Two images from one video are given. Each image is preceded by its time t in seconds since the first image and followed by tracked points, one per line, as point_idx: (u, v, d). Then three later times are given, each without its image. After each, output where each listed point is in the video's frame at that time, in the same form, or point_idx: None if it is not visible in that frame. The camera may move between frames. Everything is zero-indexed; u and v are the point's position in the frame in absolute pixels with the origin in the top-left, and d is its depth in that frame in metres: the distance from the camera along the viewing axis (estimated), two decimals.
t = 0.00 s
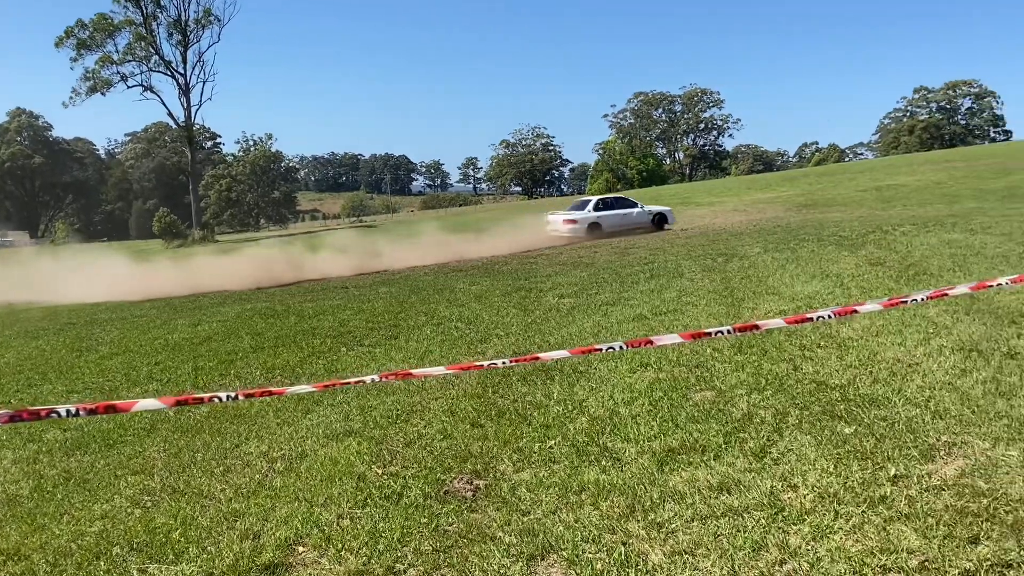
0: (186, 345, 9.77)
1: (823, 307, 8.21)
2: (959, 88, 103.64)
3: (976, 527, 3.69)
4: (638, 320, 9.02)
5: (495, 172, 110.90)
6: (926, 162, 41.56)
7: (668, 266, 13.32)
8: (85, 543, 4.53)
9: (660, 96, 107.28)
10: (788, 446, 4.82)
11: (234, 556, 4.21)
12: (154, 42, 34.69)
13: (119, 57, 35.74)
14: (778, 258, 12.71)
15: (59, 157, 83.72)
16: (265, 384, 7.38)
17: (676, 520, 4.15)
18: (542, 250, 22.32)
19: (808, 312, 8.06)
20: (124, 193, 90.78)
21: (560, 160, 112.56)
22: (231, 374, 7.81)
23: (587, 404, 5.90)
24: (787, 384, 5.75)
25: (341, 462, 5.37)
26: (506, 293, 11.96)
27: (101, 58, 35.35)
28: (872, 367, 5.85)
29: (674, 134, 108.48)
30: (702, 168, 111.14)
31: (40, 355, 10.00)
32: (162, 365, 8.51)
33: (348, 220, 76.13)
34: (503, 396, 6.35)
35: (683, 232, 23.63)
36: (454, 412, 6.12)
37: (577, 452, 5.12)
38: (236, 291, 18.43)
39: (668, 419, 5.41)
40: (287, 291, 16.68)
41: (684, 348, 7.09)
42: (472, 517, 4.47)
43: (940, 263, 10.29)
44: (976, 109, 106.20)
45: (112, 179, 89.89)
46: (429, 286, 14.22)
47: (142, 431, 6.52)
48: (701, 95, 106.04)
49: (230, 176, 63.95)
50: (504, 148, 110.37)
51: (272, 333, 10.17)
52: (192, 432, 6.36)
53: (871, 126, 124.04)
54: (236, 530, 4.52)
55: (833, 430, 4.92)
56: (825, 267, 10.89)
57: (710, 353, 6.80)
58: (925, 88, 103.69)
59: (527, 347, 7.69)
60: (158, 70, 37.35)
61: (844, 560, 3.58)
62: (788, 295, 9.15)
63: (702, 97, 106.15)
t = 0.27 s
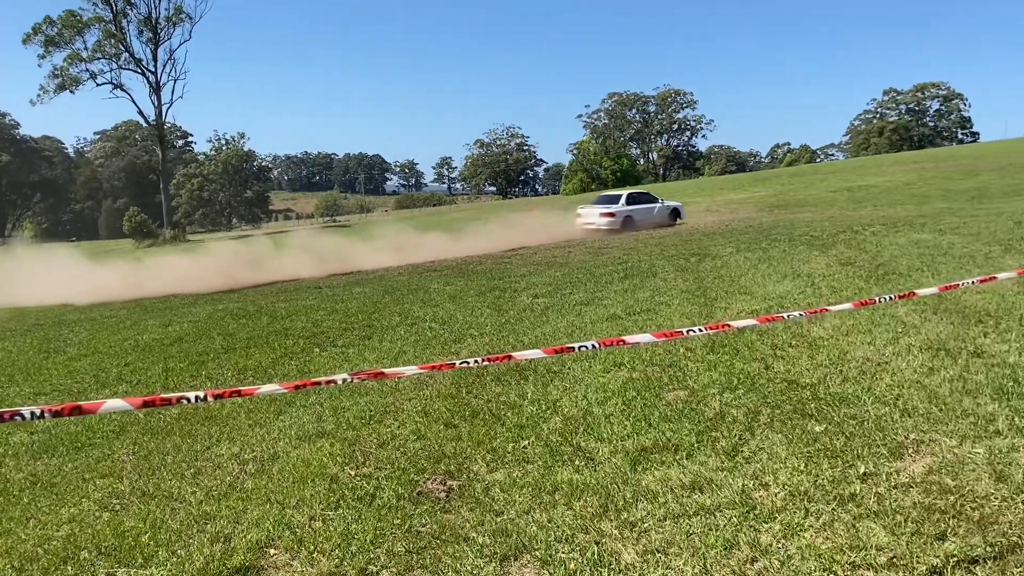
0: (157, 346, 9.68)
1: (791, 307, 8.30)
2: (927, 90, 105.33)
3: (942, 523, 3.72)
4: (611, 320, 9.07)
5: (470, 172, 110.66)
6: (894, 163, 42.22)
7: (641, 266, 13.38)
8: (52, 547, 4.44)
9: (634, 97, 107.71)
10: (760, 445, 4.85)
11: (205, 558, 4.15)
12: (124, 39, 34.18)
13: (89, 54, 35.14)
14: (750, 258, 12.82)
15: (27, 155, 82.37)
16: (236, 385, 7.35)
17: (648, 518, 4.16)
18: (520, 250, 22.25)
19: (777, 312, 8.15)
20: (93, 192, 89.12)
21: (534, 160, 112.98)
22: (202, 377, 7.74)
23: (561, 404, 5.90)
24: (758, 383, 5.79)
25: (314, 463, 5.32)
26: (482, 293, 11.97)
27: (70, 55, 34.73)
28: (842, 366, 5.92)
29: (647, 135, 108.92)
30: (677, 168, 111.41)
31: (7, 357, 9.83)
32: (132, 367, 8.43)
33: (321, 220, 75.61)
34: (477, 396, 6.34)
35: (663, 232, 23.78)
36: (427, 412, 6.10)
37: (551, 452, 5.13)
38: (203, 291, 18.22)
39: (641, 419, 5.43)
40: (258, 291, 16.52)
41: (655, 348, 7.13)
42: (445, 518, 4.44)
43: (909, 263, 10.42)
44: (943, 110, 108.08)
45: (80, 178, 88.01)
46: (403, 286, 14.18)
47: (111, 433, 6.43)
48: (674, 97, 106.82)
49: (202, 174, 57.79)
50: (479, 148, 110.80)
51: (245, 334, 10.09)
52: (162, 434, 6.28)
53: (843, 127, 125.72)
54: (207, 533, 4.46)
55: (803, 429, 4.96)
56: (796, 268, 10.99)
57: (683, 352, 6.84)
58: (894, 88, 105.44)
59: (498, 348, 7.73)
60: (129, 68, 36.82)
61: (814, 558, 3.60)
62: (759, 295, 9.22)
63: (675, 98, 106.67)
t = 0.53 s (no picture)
0: (132, 347, 9.59)
1: (768, 307, 8.37)
2: (903, 93, 106.44)
3: (917, 521, 3.74)
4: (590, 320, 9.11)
5: (449, 173, 110.32)
6: (870, 165, 42.69)
7: (621, 267, 13.41)
8: (25, 552, 4.36)
9: (613, 98, 107.59)
10: (737, 444, 4.87)
11: (180, 562, 4.10)
12: (99, 37, 33.84)
13: (64, 53, 34.71)
14: (728, 259, 12.89)
15: None
16: (214, 387, 7.30)
17: (627, 518, 4.16)
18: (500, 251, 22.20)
19: (753, 312, 8.22)
20: (67, 191, 87.75)
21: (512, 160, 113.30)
22: (179, 378, 7.68)
23: (540, 405, 5.91)
24: (736, 382, 5.83)
25: (291, 465, 5.29)
26: (462, 294, 11.97)
27: (45, 53, 34.29)
28: (818, 366, 5.97)
29: (627, 136, 109.39)
30: (655, 171, 111.71)
31: None
32: (107, 368, 8.35)
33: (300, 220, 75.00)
34: (456, 397, 6.34)
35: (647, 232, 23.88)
36: (406, 413, 6.08)
37: (530, 452, 5.12)
38: (176, 293, 17.96)
39: (621, 419, 5.44)
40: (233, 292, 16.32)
41: (633, 347, 7.18)
42: (424, 519, 4.41)
43: (884, 264, 10.53)
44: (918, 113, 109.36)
45: (54, 178, 86.64)
46: (382, 286, 14.12)
47: (85, 436, 6.36)
48: (653, 98, 107.16)
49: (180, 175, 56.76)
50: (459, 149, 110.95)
51: (223, 335, 10.02)
52: (137, 436, 6.22)
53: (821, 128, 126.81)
54: (183, 536, 4.41)
55: (780, 428, 4.99)
56: (773, 268, 11.07)
57: (661, 352, 6.88)
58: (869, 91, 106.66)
59: (477, 349, 7.75)
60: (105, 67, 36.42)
61: (791, 556, 3.61)
62: (736, 295, 9.28)
63: (654, 100, 107.13)
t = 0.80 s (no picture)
0: (113, 349, 9.55)
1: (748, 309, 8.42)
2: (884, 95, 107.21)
3: (895, 522, 3.76)
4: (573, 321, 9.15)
5: (433, 174, 110.27)
6: (851, 167, 43.02)
7: (604, 269, 13.45)
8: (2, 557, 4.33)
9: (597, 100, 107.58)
10: (717, 446, 4.89)
11: (159, 567, 4.08)
12: (79, 37, 33.63)
13: (44, 52, 34.42)
14: (711, 260, 12.96)
15: None
16: (195, 389, 7.28)
17: (608, 520, 4.17)
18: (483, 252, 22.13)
19: (733, 315, 8.28)
20: (48, 191, 86.70)
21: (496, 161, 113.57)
22: (160, 381, 7.66)
23: (522, 407, 5.93)
24: (717, 385, 5.87)
25: (272, 468, 5.27)
26: (446, 295, 11.99)
27: (25, 52, 34.01)
28: (798, 368, 6.01)
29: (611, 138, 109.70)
30: (638, 172, 111.38)
31: None
32: (87, 371, 8.31)
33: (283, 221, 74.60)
34: (439, 400, 6.36)
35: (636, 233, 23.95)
36: (388, 416, 6.09)
37: (512, 454, 5.13)
38: (152, 295, 17.74)
39: (602, 421, 5.47)
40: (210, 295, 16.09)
41: (614, 349, 7.22)
42: (405, 523, 4.40)
43: (864, 266, 10.61)
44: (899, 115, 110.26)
45: (35, 178, 85.59)
46: (366, 288, 14.09)
47: (64, 440, 6.32)
48: (636, 100, 107.53)
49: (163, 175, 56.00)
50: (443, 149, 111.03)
51: (205, 336, 9.98)
52: (117, 440, 6.19)
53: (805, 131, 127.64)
54: (162, 540, 4.38)
55: (760, 429, 5.02)
56: (755, 270, 11.13)
57: (643, 354, 6.93)
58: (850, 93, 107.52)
59: (459, 351, 7.77)
60: (86, 67, 36.15)
61: (770, 558, 3.61)
62: (718, 297, 9.32)
63: (637, 101, 107.38)
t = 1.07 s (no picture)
0: (96, 351, 9.49)
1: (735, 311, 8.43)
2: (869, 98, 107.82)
3: (879, 524, 3.76)
4: (560, 323, 9.14)
5: (420, 175, 110.05)
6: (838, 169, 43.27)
7: (591, 270, 13.45)
8: None
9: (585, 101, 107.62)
10: (704, 448, 4.89)
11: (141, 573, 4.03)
12: (64, 36, 33.43)
13: (28, 51, 34.18)
14: (698, 262, 12.97)
15: None
16: (179, 392, 7.24)
17: (594, 523, 4.16)
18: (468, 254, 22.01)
19: (719, 316, 8.30)
20: (31, 192, 85.76)
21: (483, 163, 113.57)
22: (144, 383, 7.61)
23: (509, 409, 5.93)
24: (703, 387, 5.88)
25: (256, 471, 5.24)
26: (433, 296, 11.97)
27: (8, 52, 33.77)
28: (783, 370, 6.03)
29: (597, 140, 109.73)
30: (626, 172, 112.02)
31: None
32: (70, 374, 8.25)
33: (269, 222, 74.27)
34: (425, 402, 6.35)
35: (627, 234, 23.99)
36: (373, 419, 6.07)
37: (497, 457, 5.12)
38: (123, 299, 17.45)
39: (588, 423, 5.47)
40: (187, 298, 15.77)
41: (601, 352, 7.22)
42: (389, 526, 4.38)
43: (850, 268, 10.64)
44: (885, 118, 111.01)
45: (18, 178, 84.81)
46: (353, 289, 14.04)
47: (46, 442, 6.28)
48: (624, 102, 107.83)
49: (148, 176, 55.47)
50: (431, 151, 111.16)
51: (189, 338, 9.94)
52: (100, 443, 6.15)
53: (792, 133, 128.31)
54: (145, 544, 4.35)
55: (746, 431, 5.03)
56: (741, 272, 11.15)
57: (630, 356, 6.94)
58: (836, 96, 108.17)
59: (444, 353, 7.75)
60: (71, 67, 35.92)
61: (755, 560, 3.61)
62: (705, 299, 9.33)
63: (625, 104, 107.70)
